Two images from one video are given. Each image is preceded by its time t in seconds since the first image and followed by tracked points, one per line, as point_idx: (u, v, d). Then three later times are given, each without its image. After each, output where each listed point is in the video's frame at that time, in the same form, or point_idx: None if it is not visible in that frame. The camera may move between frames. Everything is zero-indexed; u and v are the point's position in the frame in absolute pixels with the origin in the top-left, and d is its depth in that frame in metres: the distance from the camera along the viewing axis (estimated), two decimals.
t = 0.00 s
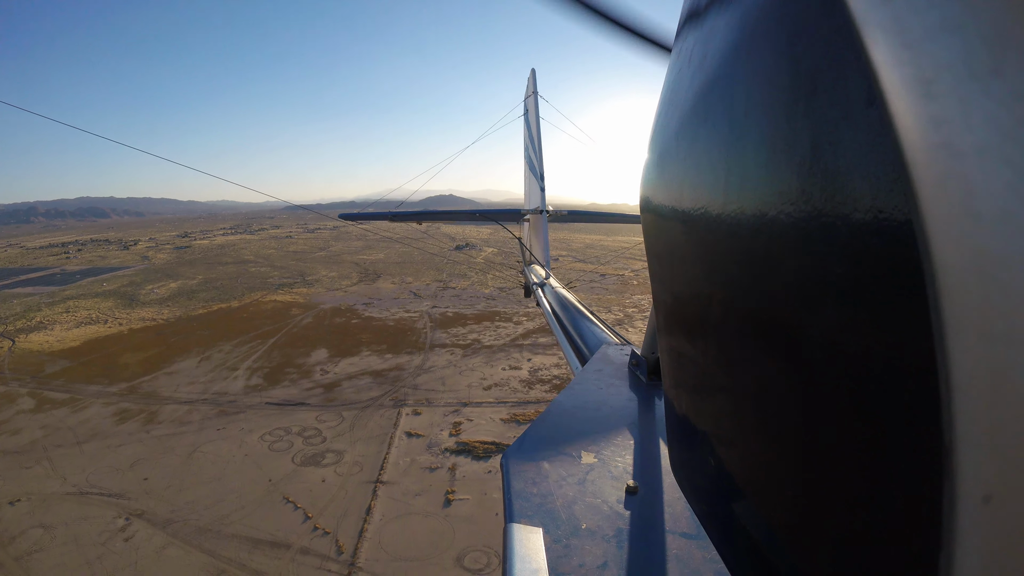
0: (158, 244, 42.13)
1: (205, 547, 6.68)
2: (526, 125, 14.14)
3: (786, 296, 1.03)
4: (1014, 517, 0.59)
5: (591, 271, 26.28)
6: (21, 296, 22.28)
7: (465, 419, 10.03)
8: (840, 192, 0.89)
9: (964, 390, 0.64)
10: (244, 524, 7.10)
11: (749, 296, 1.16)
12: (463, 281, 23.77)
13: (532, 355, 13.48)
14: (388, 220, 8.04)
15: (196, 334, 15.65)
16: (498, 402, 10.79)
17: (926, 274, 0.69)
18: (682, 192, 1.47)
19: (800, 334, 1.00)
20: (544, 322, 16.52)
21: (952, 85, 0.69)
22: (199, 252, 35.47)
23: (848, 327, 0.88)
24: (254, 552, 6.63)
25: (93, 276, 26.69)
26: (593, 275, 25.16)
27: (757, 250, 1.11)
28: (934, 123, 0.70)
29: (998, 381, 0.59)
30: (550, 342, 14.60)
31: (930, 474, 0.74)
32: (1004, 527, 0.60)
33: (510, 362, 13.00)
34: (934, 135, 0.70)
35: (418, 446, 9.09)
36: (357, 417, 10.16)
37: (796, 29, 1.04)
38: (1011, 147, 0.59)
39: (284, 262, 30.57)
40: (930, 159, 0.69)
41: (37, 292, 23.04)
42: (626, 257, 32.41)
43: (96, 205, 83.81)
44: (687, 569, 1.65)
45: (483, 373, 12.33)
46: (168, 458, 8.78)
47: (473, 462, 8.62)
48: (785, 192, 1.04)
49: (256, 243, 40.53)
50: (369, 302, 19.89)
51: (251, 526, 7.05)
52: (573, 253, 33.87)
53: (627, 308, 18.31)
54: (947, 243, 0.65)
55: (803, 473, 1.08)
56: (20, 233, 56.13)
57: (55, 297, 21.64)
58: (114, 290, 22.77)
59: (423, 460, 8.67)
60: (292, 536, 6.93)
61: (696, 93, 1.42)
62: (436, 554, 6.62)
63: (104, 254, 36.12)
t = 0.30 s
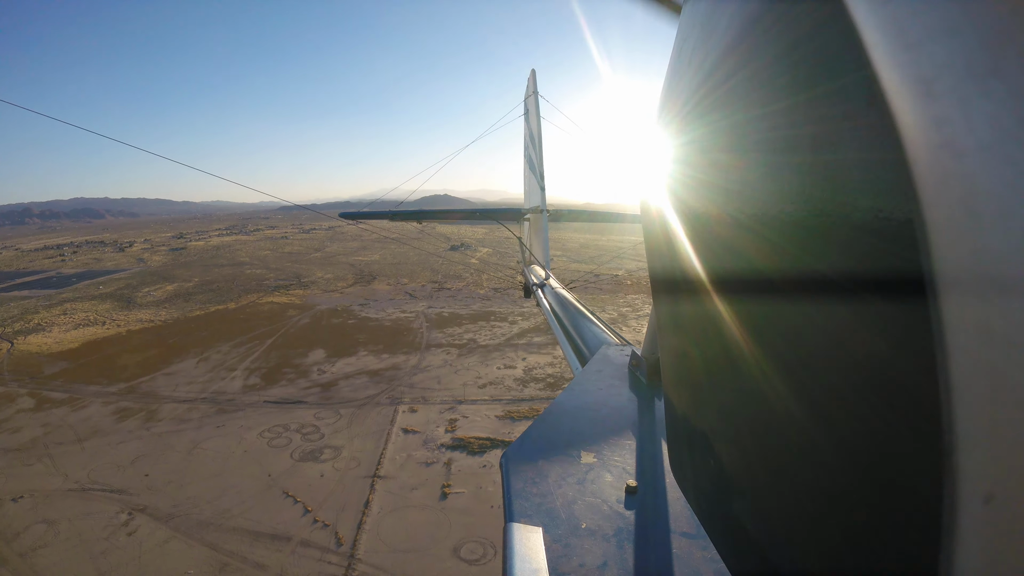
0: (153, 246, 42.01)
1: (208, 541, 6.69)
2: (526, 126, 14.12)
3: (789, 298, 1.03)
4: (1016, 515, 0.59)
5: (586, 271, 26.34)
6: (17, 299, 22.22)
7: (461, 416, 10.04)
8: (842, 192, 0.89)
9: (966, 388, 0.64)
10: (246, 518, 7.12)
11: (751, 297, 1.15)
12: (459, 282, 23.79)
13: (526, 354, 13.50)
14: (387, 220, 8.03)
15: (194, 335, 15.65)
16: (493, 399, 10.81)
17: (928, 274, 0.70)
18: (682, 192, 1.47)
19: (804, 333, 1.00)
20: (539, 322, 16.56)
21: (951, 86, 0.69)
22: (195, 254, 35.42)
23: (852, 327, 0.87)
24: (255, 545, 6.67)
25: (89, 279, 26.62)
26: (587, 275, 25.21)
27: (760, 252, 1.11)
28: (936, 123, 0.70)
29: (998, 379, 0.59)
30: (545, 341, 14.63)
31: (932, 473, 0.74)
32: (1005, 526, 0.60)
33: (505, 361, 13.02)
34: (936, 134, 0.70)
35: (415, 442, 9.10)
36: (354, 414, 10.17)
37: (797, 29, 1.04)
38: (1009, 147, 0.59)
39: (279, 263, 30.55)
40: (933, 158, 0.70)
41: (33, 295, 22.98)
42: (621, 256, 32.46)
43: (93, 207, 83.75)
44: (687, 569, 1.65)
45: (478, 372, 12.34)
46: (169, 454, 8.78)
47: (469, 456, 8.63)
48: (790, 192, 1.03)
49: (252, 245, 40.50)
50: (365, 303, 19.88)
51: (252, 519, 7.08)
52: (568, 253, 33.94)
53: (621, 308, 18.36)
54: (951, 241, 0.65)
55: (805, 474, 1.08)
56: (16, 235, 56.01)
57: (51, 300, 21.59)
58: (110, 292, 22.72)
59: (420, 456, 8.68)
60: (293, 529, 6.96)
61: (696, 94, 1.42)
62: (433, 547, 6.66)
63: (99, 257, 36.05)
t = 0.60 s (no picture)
0: (151, 248, 41.92)
1: (212, 535, 6.71)
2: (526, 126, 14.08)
3: (789, 299, 1.03)
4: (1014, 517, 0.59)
5: (582, 270, 26.39)
6: (16, 300, 22.18)
7: (458, 413, 10.06)
8: (843, 191, 0.89)
9: (965, 387, 0.64)
10: (249, 513, 7.14)
11: (751, 298, 1.16)
12: (456, 282, 23.82)
13: (523, 352, 13.53)
14: (388, 220, 8.03)
15: (194, 335, 15.66)
16: (490, 396, 10.83)
17: (929, 274, 0.70)
18: (680, 192, 1.48)
19: (804, 333, 1.00)
20: (535, 321, 16.60)
21: (950, 86, 0.69)
22: (193, 255, 35.38)
23: (852, 327, 0.87)
24: (259, 538, 6.69)
25: (87, 280, 26.58)
26: (583, 275, 25.27)
27: (760, 253, 1.11)
28: (937, 124, 0.70)
29: (999, 380, 0.59)
30: (542, 339, 14.66)
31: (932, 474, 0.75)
32: (1002, 525, 0.61)
33: (502, 359, 13.04)
34: (935, 136, 0.70)
35: (413, 438, 9.12)
36: (354, 411, 10.18)
37: (796, 29, 1.04)
38: (1011, 147, 0.59)
39: (277, 264, 30.53)
40: (934, 156, 0.70)
41: (32, 296, 22.94)
42: (618, 255, 32.55)
43: (92, 208, 83.78)
44: (687, 569, 1.64)
45: (476, 370, 12.36)
46: (172, 451, 8.78)
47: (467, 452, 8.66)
48: (789, 190, 1.03)
49: (250, 246, 40.47)
50: (363, 302, 19.89)
51: (256, 515, 7.10)
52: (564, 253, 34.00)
53: (617, 307, 18.42)
54: (952, 244, 0.65)
55: (806, 475, 1.08)
56: (14, 237, 55.97)
57: (51, 300, 21.57)
58: (109, 292, 22.70)
59: (418, 451, 8.69)
60: (295, 523, 6.98)
61: (694, 93, 1.42)
62: (432, 538, 6.69)
63: (97, 257, 36.00)
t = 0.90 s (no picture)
0: (148, 249, 41.84)
1: (216, 530, 6.72)
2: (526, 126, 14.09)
3: (787, 300, 1.04)
4: (1013, 519, 0.59)
5: (579, 270, 26.42)
6: (16, 301, 22.16)
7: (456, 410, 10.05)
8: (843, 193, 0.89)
9: (965, 390, 0.64)
10: (252, 508, 7.15)
11: (750, 299, 1.17)
12: (454, 282, 23.83)
13: (521, 351, 13.54)
14: (387, 219, 8.02)
15: (193, 335, 15.66)
16: (488, 394, 10.84)
17: (928, 275, 0.70)
18: (679, 194, 1.50)
19: (803, 335, 1.01)
20: (532, 321, 16.61)
21: (951, 85, 0.69)
22: (191, 257, 35.36)
23: (851, 329, 0.88)
24: (262, 532, 6.71)
25: (86, 281, 26.56)
26: (580, 275, 25.30)
27: (759, 254, 1.12)
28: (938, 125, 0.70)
29: (999, 382, 0.59)
30: (539, 338, 14.68)
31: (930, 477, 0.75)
32: (1003, 528, 0.61)
33: (499, 358, 13.05)
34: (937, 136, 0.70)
35: (412, 435, 9.12)
36: (354, 409, 10.19)
37: (796, 27, 1.03)
38: (1011, 148, 0.59)
39: (276, 265, 30.52)
40: (935, 158, 0.70)
41: (31, 297, 22.92)
42: (614, 256, 32.58)
43: (90, 210, 83.77)
44: (687, 570, 1.64)
45: (473, 368, 12.37)
46: (175, 449, 8.79)
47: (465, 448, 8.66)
48: (786, 192, 1.04)
49: (247, 247, 40.47)
50: (362, 302, 19.89)
51: (258, 510, 7.11)
52: (561, 253, 34.03)
53: (614, 307, 18.45)
54: (950, 242, 0.65)
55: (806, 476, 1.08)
56: (13, 238, 55.93)
57: (50, 301, 21.56)
58: (108, 293, 22.67)
59: (417, 448, 8.70)
60: (297, 518, 6.99)
61: (692, 95, 1.43)
62: (431, 532, 6.71)
63: (96, 259, 35.98)
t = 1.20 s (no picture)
0: (146, 251, 41.80)
1: (218, 525, 6.72)
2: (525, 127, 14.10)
3: (784, 300, 1.05)
4: (1014, 515, 0.60)
5: (575, 271, 26.47)
6: (14, 303, 22.14)
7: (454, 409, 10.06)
8: (841, 192, 0.89)
9: (965, 389, 0.65)
10: (253, 504, 7.15)
11: (748, 300, 1.18)
12: (451, 283, 23.85)
13: (517, 351, 13.56)
14: (387, 220, 8.03)
15: (193, 336, 15.67)
16: (485, 393, 10.86)
17: (927, 273, 0.70)
18: (675, 194, 1.51)
19: (800, 335, 1.02)
20: (529, 321, 16.63)
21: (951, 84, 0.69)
22: (189, 258, 35.34)
23: (850, 330, 0.88)
24: (263, 527, 6.71)
25: (85, 282, 26.53)
26: (577, 276, 25.31)
27: (756, 254, 1.13)
28: (936, 123, 0.70)
29: (998, 380, 0.59)
30: (536, 338, 14.70)
31: (928, 476, 0.76)
32: (1003, 525, 0.61)
33: (496, 357, 13.07)
34: (936, 135, 0.70)
35: (410, 433, 9.12)
36: (353, 408, 10.20)
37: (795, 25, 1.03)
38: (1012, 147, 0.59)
39: (274, 266, 30.51)
40: (935, 158, 0.70)
41: (31, 299, 22.91)
42: (611, 257, 32.64)
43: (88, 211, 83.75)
44: (686, 569, 1.64)
45: (470, 368, 12.37)
46: (178, 448, 8.80)
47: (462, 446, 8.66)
48: (783, 192, 1.05)
49: (245, 249, 40.47)
50: (359, 303, 19.91)
51: (259, 506, 7.12)
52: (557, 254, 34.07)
53: (610, 307, 18.49)
54: (948, 241, 0.66)
55: (804, 476, 1.09)
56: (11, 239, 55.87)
57: (49, 303, 21.55)
58: (107, 295, 22.66)
59: (415, 445, 8.70)
60: (298, 512, 7.00)
61: (687, 97, 1.44)
62: (429, 525, 6.72)
63: (94, 261, 35.95)
